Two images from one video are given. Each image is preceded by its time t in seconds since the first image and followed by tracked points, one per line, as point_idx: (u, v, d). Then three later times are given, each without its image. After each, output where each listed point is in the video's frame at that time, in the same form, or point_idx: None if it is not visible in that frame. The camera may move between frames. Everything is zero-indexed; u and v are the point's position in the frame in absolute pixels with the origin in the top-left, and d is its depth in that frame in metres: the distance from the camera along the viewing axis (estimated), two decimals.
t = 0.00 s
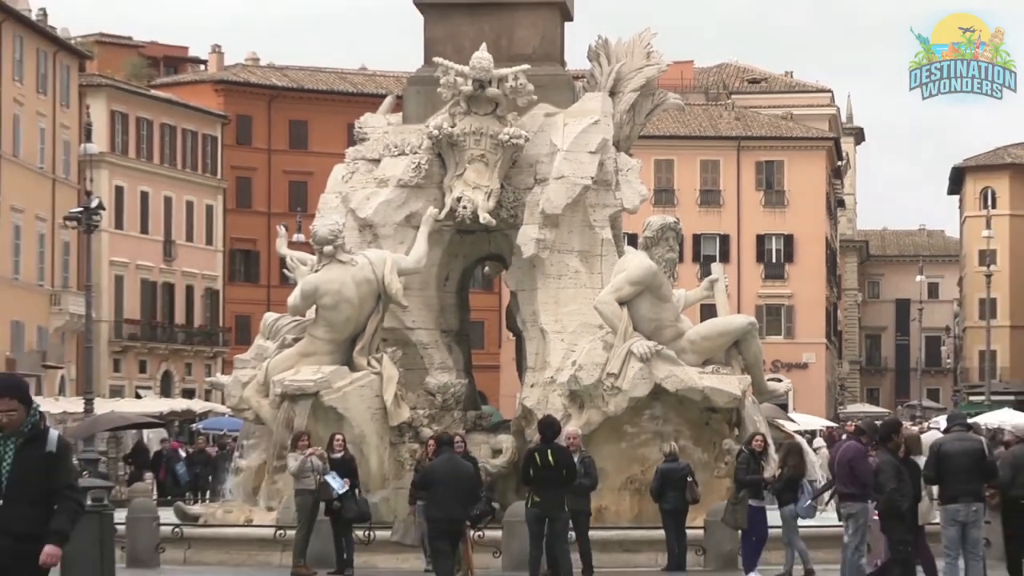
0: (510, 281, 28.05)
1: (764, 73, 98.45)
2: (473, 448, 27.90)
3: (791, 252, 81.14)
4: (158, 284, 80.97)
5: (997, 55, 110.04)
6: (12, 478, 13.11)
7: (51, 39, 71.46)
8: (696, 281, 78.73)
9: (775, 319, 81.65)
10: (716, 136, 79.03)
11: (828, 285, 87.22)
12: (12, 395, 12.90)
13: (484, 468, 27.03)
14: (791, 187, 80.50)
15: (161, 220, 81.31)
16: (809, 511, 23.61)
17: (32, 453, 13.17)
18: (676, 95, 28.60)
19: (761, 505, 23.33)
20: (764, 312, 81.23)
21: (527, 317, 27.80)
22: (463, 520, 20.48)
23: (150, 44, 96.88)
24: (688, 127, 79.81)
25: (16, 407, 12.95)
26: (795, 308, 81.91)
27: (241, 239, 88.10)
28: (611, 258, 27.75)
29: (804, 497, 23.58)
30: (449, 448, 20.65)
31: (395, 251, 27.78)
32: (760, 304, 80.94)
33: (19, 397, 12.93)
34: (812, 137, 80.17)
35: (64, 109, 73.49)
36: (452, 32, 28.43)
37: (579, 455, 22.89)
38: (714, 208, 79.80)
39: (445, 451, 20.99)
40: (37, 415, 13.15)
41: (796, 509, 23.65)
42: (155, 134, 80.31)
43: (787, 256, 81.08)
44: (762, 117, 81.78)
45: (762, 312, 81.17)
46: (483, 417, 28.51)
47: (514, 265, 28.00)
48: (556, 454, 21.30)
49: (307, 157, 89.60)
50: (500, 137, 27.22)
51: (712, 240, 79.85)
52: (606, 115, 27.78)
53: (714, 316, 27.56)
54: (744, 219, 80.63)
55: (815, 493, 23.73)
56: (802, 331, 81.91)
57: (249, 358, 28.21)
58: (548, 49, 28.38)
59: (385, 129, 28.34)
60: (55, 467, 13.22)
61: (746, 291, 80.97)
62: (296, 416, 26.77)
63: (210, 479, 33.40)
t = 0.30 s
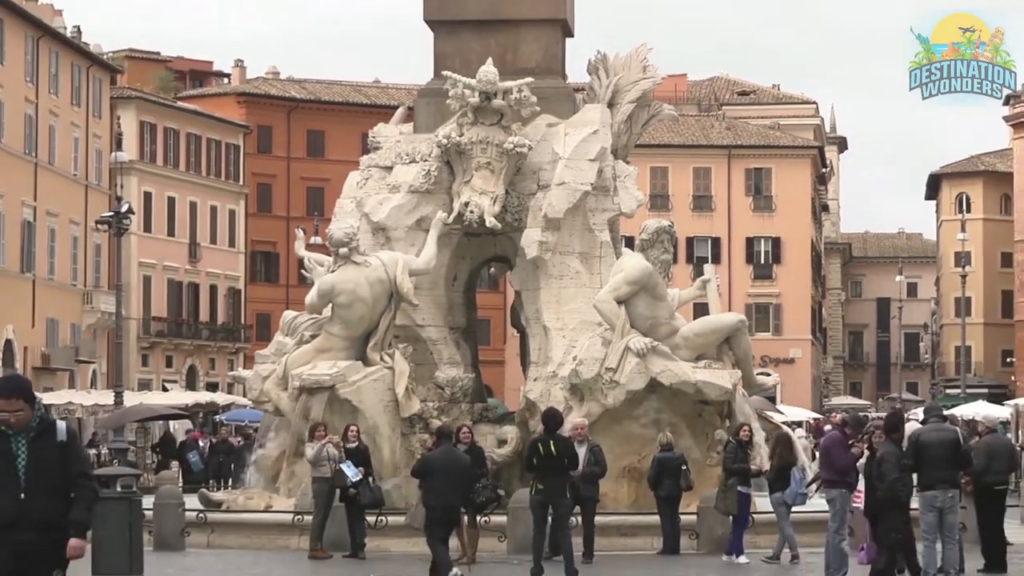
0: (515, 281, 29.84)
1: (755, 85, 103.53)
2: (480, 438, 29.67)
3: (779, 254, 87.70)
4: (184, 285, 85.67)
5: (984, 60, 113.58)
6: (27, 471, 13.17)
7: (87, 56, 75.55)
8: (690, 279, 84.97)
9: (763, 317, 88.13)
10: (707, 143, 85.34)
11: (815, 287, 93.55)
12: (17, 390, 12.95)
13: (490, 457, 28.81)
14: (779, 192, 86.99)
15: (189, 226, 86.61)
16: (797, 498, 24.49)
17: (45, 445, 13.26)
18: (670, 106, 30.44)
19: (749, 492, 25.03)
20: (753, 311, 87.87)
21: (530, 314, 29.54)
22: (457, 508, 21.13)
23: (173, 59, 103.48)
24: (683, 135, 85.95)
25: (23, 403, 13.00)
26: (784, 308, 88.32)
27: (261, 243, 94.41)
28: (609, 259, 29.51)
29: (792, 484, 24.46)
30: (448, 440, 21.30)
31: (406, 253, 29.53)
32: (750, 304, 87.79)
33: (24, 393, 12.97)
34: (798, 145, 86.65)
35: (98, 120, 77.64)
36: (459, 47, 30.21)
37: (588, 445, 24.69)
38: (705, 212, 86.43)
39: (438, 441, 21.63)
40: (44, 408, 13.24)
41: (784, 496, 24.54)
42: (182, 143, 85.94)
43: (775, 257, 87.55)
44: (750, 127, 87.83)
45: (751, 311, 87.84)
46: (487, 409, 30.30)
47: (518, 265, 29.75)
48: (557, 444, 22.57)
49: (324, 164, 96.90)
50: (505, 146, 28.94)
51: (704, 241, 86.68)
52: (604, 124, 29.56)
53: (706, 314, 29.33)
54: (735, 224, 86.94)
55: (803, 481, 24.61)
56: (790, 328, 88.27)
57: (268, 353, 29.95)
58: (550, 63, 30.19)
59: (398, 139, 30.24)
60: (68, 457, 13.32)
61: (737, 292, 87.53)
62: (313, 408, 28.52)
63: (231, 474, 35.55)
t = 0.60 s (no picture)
0: (518, 280, 29.84)
1: (758, 84, 103.58)
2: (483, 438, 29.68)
3: (782, 254, 87.71)
4: (188, 284, 85.78)
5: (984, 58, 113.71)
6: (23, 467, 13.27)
7: (90, 56, 75.71)
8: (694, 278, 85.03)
9: (767, 316, 88.16)
10: (711, 144, 85.34)
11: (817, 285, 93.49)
12: (18, 385, 13.08)
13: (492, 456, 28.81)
14: (782, 192, 87.02)
15: (192, 225, 86.67)
16: (804, 499, 24.42)
17: (39, 442, 13.39)
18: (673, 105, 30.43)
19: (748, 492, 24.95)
20: (756, 311, 87.88)
21: (534, 313, 29.55)
22: (449, 505, 21.03)
23: (178, 58, 103.97)
24: (686, 135, 85.96)
25: (23, 398, 13.13)
26: (787, 306, 88.35)
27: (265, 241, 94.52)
28: (613, 259, 29.50)
29: (799, 485, 24.41)
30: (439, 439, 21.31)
31: (410, 253, 29.56)
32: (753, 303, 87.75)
33: (25, 387, 13.11)
34: (801, 146, 86.65)
35: (101, 120, 77.67)
36: (462, 47, 30.23)
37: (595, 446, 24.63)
38: (708, 212, 86.47)
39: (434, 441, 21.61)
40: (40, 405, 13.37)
41: (792, 496, 24.49)
42: (186, 142, 86.03)
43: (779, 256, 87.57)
44: (753, 127, 87.85)
45: (754, 311, 87.85)
46: (491, 408, 30.30)
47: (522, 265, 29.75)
48: (567, 444, 22.29)
49: (328, 164, 96.79)
50: (507, 145, 28.93)
51: (707, 240, 86.74)
52: (607, 124, 29.56)
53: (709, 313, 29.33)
54: (738, 223, 86.97)
55: (811, 481, 24.54)
56: (793, 328, 88.30)
57: (271, 353, 30.00)
58: (553, 63, 30.19)
59: (401, 138, 30.26)
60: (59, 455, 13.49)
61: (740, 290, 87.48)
62: (316, 408, 28.51)
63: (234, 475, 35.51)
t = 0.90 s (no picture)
0: (521, 280, 29.84)
1: (760, 84, 103.66)
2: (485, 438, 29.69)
3: (783, 254, 87.72)
4: (190, 284, 85.75)
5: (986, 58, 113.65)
6: (19, 477, 12.78)
7: (92, 56, 75.70)
8: (695, 278, 85.02)
9: (769, 315, 88.21)
10: (713, 143, 85.31)
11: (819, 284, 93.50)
12: (28, 392, 12.64)
13: (494, 456, 28.82)
14: (784, 192, 86.95)
15: (194, 226, 86.69)
16: (809, 499, 24.43)
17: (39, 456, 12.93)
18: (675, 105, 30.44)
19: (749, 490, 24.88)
20: (757, 312, 87.92)
21: (536, 313, 29.55)
22: (436, 508, 21.06)
23: (182, 58, 104.18)
24: (688, 135, 85.98)
25: (32, 405, 12.69)
26: (788, 306, 88.39)
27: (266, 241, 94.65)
28: (614, 258, 29.51)
29: (805, 485, 24.41)
30: (425, 442, 21.34)
31: (412, 252, 29.57)
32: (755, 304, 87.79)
33: (33, 396, 12.67)
34: (803, 145, 86.60)
35: (104, 120, 77.65)
36: (465, 47, 30.23)
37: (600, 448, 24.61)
38: (709, 212, 86.52)
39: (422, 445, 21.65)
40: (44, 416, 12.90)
41: (797, 495, 24.50)
42: (188, 142, 86.05)
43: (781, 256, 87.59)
44: (755, 127, 87.84)
45: (756, 311, 87.89)
46: (493, 408, 30.30)
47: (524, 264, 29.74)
48: (577, 442, 22.16)
49: (330, 164, 96.80)
50: (510, 145, 28.90)
51: (709, 241, 86.82)
52: (609, 124, 29.56)
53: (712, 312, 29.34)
54: (739, 224, 86.99)
55: (817, 481, 24.53)
56: (795, 328, 88.35)
57: (274, 353, 30.03)
58: (555, 63, 30.19)
59: (402, 138, 30.29)
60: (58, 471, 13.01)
61: (742, 291, 87.49)
62: (318, 408, 28.51)
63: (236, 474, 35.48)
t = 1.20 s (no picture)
0: (522, 280, 29.82)
1: (761, 84, 103.77)
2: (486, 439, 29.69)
3: (785, 255, 87.69)
4: (191, 285, 85.80)
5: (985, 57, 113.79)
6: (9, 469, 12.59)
7: (94, 56, 75.68)
8: (697, 277, 85.11)
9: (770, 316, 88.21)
10: (715, 143, 85.37)
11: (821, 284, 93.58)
12: (16, 379, 12.41)
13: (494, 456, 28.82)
14: (785, 192, 86.94)
15: (195, 226, 86.71)
16: (812, 500, 24.40)
17: (32, 446, 12.73)
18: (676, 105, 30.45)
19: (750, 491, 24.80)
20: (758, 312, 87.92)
21: (537, 312, 29.54)
22: (424, 503, 21.59)
23: (183, 59, 104.24)
24: (689, 135, 86.08)
25: (20, 393, 12.46)
26: (789, 306, 88.38)
27: (267, 241, 94.66)
28: (616, 258, 29.51)
29: (808, 485, 24.38)
30: (414, 439, 21.87)
31: (413, 253, 29.59)
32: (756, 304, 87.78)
33: (24, 383, 12.45)
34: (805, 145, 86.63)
35: (105, 119, 77.60)
36: (466, 47, 30.24)
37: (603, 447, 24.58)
38: (710, 212, 86.54)
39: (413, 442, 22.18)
40: (36, 407, 12.69)
41: (801, 496, 24.47)
42: (190, 142, 86.11)
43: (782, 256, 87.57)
44: (757, 127, 87.86)
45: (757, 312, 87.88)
46: (495, 408, 30.28)
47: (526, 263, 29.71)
48: (582, 444, 22.20)
49: (331, 164, 96.81)
50: (511, 145, 28.89)
51: (711, 241, 86.85)
52: (611, 124, 29.55)
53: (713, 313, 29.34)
54: (740, 224, 86.98)
55: (819, 482, 24.53)
56: (795, 328, 88.36)
57: (275, 353, 30.02)
58: (557, 63, 30.18)
59: (404, 138, 30.31)
60: (53, 462, 12.81)
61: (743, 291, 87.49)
62: (320, 408, 28.51)
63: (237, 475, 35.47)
